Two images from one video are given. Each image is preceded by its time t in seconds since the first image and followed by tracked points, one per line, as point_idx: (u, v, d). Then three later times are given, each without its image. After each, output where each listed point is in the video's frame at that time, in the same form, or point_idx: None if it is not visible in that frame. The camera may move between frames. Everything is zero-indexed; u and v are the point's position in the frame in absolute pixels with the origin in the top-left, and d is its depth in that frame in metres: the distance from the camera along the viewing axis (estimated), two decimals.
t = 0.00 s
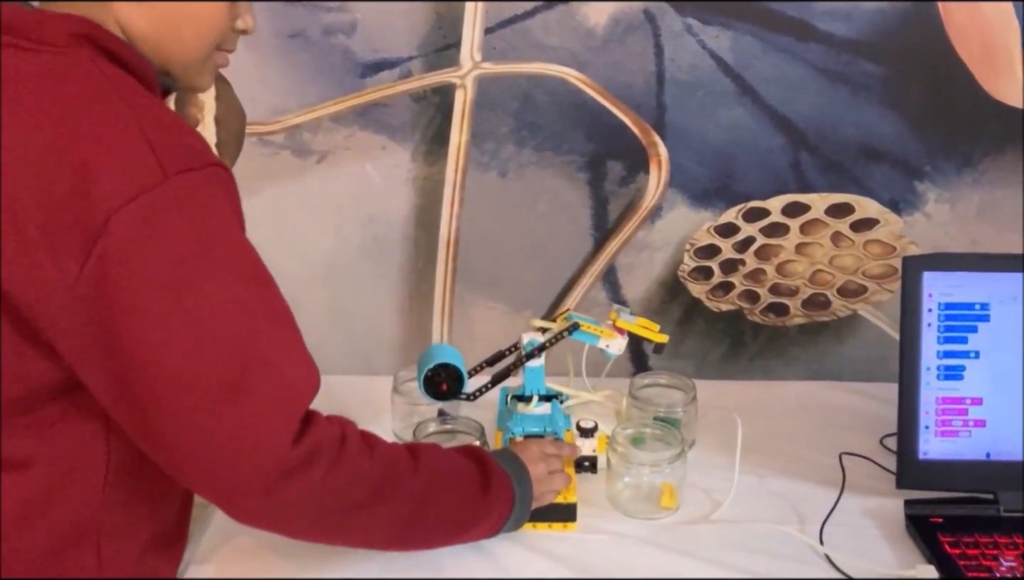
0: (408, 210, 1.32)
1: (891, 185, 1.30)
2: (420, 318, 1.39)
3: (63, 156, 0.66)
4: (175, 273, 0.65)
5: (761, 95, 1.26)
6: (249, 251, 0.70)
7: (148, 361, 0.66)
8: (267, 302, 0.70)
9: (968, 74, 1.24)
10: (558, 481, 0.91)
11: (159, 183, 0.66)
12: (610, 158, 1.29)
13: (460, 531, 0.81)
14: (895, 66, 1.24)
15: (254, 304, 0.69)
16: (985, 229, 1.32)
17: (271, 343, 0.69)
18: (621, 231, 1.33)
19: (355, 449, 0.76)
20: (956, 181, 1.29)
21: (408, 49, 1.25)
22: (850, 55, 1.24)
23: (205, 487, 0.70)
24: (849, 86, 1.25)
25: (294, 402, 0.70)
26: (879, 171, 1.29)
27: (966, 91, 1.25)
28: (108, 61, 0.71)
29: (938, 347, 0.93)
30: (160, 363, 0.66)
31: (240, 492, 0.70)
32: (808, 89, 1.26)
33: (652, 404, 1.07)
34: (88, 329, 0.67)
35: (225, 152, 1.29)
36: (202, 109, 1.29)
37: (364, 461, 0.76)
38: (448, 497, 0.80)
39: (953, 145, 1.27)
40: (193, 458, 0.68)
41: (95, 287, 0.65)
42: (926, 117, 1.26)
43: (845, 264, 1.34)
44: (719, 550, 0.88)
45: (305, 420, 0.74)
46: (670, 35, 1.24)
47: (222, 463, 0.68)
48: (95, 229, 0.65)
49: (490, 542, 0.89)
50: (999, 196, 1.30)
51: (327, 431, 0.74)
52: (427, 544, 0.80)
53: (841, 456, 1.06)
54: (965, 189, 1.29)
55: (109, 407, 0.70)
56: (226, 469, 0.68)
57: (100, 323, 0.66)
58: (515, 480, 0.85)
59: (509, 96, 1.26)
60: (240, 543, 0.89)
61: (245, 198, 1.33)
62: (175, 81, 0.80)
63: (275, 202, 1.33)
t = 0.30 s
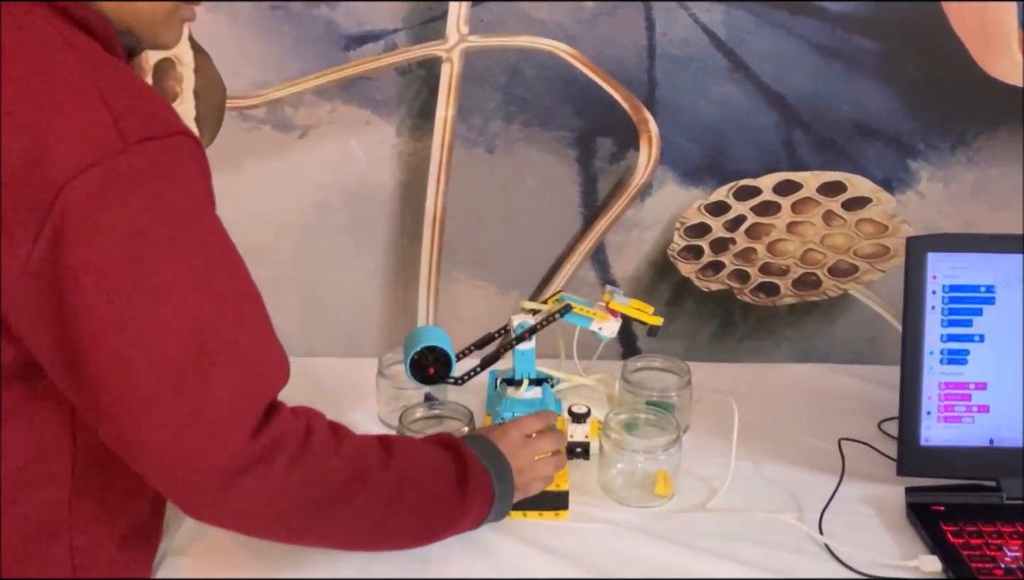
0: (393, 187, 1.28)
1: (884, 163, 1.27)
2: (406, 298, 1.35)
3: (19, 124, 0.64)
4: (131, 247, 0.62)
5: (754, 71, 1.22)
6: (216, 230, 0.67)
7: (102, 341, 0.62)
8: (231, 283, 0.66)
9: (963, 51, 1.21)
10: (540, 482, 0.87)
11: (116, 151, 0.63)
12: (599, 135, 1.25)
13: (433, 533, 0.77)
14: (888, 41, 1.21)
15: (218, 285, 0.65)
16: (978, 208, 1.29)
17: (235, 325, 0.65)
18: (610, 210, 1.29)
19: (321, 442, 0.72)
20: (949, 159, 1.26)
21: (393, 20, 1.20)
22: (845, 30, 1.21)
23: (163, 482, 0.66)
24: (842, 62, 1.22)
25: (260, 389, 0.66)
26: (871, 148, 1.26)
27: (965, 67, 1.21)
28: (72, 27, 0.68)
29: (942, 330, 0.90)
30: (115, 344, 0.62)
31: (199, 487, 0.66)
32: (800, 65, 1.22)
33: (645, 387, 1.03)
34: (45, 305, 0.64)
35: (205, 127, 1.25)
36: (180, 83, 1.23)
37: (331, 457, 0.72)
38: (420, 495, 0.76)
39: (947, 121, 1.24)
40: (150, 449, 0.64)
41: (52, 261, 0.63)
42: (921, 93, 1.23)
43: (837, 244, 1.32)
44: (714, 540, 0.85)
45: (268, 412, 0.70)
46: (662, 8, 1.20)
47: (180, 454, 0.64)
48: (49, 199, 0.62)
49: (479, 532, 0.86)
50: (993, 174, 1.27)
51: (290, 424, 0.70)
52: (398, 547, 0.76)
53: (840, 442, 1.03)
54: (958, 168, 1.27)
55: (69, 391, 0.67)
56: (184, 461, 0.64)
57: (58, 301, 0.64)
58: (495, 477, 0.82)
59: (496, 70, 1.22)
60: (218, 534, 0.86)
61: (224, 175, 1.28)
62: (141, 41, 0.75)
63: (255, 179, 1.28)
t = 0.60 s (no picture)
0: (378, 163, 1.23)
1: (882, 139, 1.22)
2: (391, 277, 1.30)
3: None
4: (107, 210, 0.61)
5: (751, 44, 1.17)
6: (188, 187, 0.67)
7: (83, 306, 0.61)
8: (213, 233, 0.66)
9: (966, 24, 1.16)
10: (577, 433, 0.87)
11: (72, 107, 0.63)
12: (592, 109, 1.20)
13: (468, 473, 0.77)
14: (888, 13, 1.15)
15: (198, 235, 0.65)
16: (978, 184, 1.25)
17: (222, 278, 0.65)
18: (602, 186, 1.25)
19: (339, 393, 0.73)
20: (949, 135, 1.22)
21: None
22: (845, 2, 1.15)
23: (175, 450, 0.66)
24: (841, 34, 1.16)
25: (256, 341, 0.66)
26: (869, 125, 1.21)
27: (968, 40, 1.16)
28: None
29: (951, 314, 0.86)
30: (101, 312, 0.61)
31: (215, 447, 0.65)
32: (798, 38, 1.17)
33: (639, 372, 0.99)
34: (9, 285, 0.62)
35: (186, 99, 1.19)
36: (159, 52, 1.17)
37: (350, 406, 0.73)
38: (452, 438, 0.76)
39: (947, 96, 1.19)
40: (152, 416, 0.63)
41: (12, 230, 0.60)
42: (922, 67, 1.18)
43: (835, 222, 1.27)
44: (708, 533, 0.81)
45: (277, 367, 0.71)
46: None
47: (188, 414, 0.64)
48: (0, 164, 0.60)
49: (464, 525, 0.82)
50: (994, 151, 1.22)
51: (301, 376, 0.71)
52: (433, 495, 0.76)
53: (843, 431, 0.98)
54: (958, 144, 1.22)
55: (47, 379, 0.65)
56: (190, 418, 0.64)
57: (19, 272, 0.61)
58: (528, 420, 0.82)
59: (486, 41, 1.16)
60: (191, 526, 0.82)
61: (203, 149, 1.23)
62: None
63: (235, 153, 1.23)
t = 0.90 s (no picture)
0: (365, 140, 1.17)
1: (884, 117, 1.16)
2: (376, 259, 1.25)
3: None
4: (44, 187, 0.56)
5: (750, 19, 1.11)
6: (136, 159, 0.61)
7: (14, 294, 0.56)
8: (162, 212, 0.60)
9: None
10: (569, 425, 0.82)
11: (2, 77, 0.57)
12: (585, 84, 1.14)
13: (455, 470, 0.70)
14: None
15: (144, 214, 0.59)
16: (982, 163, 1.19)
17: (175, 258, 0.59)
18: (596, 165, 1.19)
19: (311, 382, 0.68)
20: (953, 114, 1.16)
21: None
22: None
23: (130, 442, 0.61)
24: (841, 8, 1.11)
25: (214, 326, 0.61)
26: (870, 103, 1.15)
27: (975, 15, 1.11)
28: None
29: (959, 306, 0.81)
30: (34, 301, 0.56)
31: (177, 439, 0.61)
32: (797, 11, 1.11)
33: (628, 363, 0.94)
34: None
35: (166, 73, 1.14)
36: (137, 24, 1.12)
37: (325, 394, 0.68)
38: (436, 427, 0.71)
39: (951, 72, 1.13)
40: (101, 411, 0.59)
41: None
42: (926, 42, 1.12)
43: (834, 202, 1.22)
44: (697, 536, 0.77)
45: (243, 356, 0.66)
46: None
47: (139, 408, 0.59)
48: None
49: (440, 529, 0.78)
50: (999, 130, 1.17)
51: (270, 364, 0.67)
52: (416, 493, 0.71)
53: (842, 426, 0.94)
54: (962, 123, 1.16)
55: None
56: (140, 412, 0.59)
57: None
58: (517, 411, 0.76)
59: (476, 14, 1.11)
60: (151, 528, 0.77)
61: (182, 125, 1.17)
62: None
63: (215, 130, 1.17)
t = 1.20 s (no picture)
0: (358, 120, 1.12)
1: (891, 97, 1.11)
2: (368, 241, 1.21)
3: None
4: None
5: None
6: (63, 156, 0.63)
7: None
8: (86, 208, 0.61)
9: None
10: (544, 417, 0.76)
11: None
12: (583, 62, 1.08)
13: (413, 482, 0.67)
14: None
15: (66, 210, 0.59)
16: (992, 144, 1.14)
17: (100, 250, 0.59)
18: (596, 145, 1.14)
19: (258, 389, 0.65)
20: (964, 95, 1.11)
21: None
22: None
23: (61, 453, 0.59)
24: None
25: (147, 322, 0.60)
26: (879, 81, 1.10)
27: None
28: None
29: (972, 302, 0.76)
30: None
31: (109, 448, 0.59)
32: None
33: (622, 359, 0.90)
34: None
35: (153, 50, 1.07)
36: None
37: (274, 401, 0.65)
38: (393, 434, 0.67)
39: (964, 49, 1.08)
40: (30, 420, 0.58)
41: None
42: (939, 18, 1.07)
43: (840, 184, 1.17)
44: (689, 545, 0.72)
45: (186, 361, 0.64)
46: None
47: (67, 416, 0.57)
48: None
49: (419, 536, 0.73)
50: (1011, 111, 1.12)
51: (212, 370, 0.64)
52: (374, 506, 0.67)
53: (848, 426, 0.89)
54: (972, 104, 1.11)
55: None
56: (69, 419, 0.58)
57: None
58: (488, 415, 0.71)
59: None
60: (111, 535, 0.73)
61: (166, 104, 1.11)
62: None
63: (198, 110, 1.12)
